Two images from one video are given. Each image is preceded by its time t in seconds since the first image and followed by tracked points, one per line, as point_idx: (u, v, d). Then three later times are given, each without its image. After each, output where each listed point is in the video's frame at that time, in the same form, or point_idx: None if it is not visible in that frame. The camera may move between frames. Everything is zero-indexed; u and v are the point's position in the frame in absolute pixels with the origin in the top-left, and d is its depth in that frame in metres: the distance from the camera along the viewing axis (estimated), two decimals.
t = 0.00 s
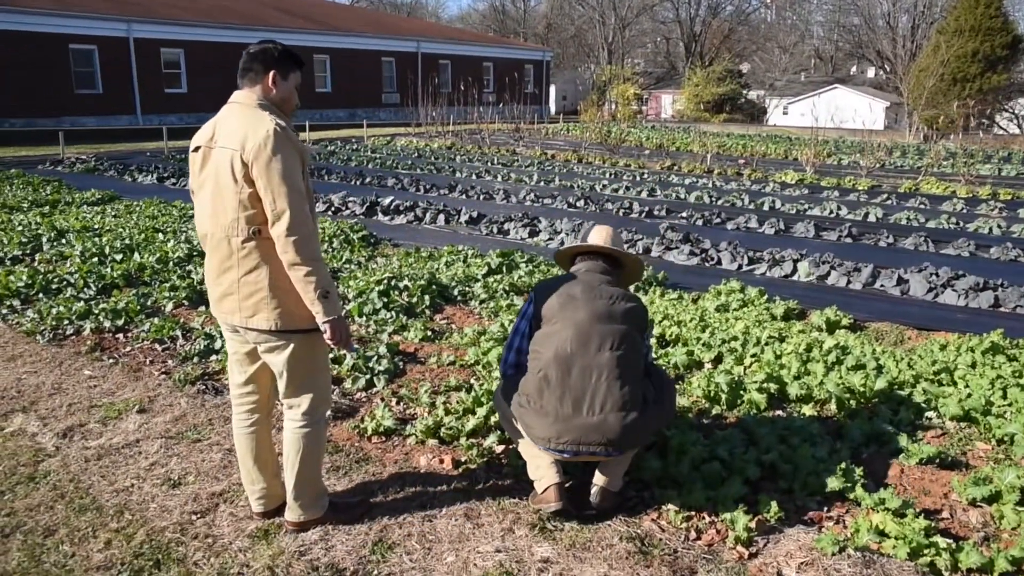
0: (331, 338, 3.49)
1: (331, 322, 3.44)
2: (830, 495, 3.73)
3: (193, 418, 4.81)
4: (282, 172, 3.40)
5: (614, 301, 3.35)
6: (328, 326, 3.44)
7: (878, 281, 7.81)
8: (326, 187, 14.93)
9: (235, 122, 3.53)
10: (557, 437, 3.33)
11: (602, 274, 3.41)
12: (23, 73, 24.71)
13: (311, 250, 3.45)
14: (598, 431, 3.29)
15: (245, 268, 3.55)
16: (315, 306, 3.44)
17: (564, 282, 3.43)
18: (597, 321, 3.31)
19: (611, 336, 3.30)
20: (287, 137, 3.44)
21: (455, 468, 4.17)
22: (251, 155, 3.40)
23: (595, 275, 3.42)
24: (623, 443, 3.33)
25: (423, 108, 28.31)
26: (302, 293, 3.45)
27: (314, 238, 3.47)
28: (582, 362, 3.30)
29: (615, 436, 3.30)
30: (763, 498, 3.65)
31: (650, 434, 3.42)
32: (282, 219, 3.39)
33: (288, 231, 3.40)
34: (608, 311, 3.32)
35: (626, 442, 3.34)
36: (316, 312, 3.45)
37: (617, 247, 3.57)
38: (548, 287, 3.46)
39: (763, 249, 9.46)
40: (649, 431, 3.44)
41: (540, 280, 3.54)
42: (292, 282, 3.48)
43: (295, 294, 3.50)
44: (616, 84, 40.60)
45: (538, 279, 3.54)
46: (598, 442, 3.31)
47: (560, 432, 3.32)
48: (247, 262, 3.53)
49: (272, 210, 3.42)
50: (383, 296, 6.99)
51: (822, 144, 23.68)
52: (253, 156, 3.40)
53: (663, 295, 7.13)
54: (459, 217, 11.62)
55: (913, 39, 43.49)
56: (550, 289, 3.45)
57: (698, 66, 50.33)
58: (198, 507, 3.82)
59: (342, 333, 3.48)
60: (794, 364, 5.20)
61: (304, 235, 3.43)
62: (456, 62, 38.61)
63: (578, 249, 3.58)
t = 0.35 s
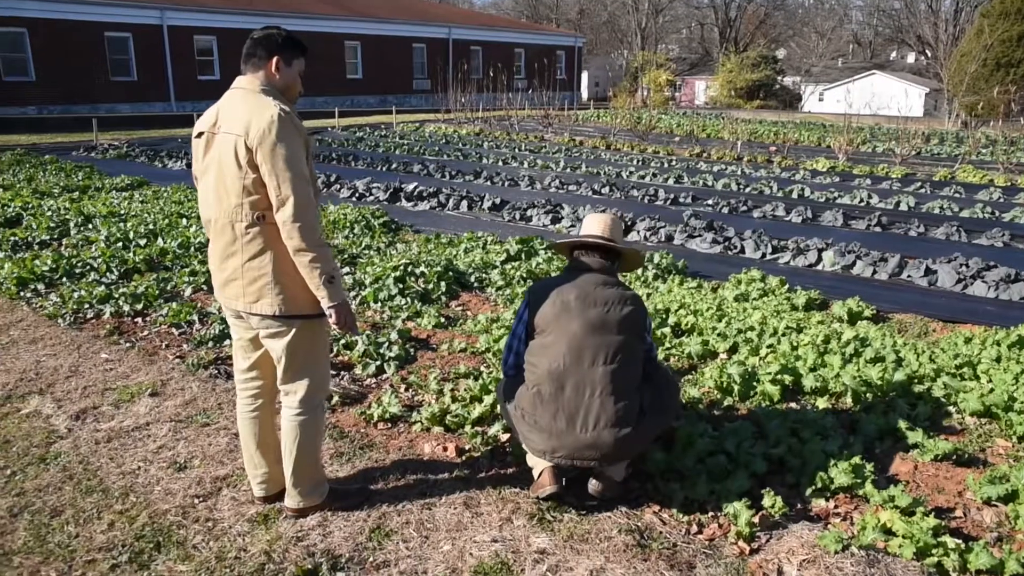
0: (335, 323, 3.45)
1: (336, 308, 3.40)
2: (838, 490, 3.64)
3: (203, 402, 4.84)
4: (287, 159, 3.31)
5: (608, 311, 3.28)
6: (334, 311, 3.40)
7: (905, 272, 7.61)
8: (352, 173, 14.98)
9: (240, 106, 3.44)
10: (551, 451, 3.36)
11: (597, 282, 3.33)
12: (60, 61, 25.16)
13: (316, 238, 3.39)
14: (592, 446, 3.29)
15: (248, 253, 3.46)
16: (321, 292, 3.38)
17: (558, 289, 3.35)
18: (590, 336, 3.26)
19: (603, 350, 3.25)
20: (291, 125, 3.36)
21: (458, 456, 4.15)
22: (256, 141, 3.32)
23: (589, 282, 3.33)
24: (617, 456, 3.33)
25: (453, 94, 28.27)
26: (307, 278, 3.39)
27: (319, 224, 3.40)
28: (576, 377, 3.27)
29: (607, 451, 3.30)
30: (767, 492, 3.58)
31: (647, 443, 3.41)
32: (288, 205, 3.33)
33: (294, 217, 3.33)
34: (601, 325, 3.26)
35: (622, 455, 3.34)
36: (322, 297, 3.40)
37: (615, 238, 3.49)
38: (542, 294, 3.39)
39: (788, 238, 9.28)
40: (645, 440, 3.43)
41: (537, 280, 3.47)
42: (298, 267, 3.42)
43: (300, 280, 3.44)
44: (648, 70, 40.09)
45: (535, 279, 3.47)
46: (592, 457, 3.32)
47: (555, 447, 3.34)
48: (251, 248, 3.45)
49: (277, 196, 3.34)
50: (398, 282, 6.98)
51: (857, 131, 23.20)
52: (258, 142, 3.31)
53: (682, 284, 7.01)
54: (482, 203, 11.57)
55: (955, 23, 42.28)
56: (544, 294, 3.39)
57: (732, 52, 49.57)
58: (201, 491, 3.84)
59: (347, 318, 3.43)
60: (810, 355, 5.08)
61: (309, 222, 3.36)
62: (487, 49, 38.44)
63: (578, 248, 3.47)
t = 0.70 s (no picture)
0: (341, 310, 3.34)
1: (343, 297, 3.29)
2: (845, 487, 3.56)
3: (212, 389, 4.87)
4: (292, 149, 3.19)
5: (604, 300, 3.23)
6: (339, 300, 3.30)
7: (929, 264, 7.44)
8: (375, 161, 15.01)
9: (245, 94, 3.31)
10: (547, 439, 3.34)
11: (593, 269, 3.28)
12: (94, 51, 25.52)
13: (322, 227, 3.26)
14: (587, 436, 3.27)
15: (252, 242, 3.34)
16: (326, 282, 3.27)
17: (554, 278, 3.31)
18: (585, 325, 3.22)
19: (598, 340, 3.21)
20: (296, 114, 3.23)
21: (461, 446, 4.12)
22: (262, 131, 3.18)
23: (586, 269, 3.28)
24: (613, 446, 3.30)
25: (479, 82, 28.18)
26: (312, 267, 3.28)
27: (325, 213, 3.27)
28: (571, 367, 3.24)
29: (604, 440, 3.28)
30: (770, 488, 3.50)
31: (645, 433, 3.37)
32: (293, 194, 3.20)
33: (299, 206, 3.20)
34: (597, 314, 3.22)
35: (617, 444, 3.31)
36: (327, 286, 3.29)
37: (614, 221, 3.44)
38: (540, 282, 3.35)
39: (811, 228, 9.12)
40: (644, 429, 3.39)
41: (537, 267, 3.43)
42: (303, 257, 3.30)
43: (305, 269, 3.33)
44: (677, 59, 39.65)
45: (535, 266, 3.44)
46: (587, 446, 3.30)
47: (551, 436, 3.33)
48: (255, 238, 3.33)
49: (281, 185, 3.21)
50: (412, 271, 6.97)
51: (889, 120, 22.77)
52: (263, 130, 3.18)
53: (698, 274, 6.91)
54: (503, 192, 11.53)
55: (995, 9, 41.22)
56: (542, 282, 3.36)
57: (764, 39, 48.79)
58: (203, 478, 3.86)
59: (353, 306, 3.33)
60: (824, 348, 4.98)
61: (314, 212, 3.23)
62: (516, 37, 38.24)
63: (578, 231, 3.41)
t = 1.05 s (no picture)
0: (345, 300, 3.19)
1: (346, 286, 3.13)
2: (851, 485, 3.46)
3: (222, 376, 4.90)
4: (295, 137, 3.02)
5: (600, 290, 3.17)
6: (342, 290, 3.13)
7: (958, 257, 7.23)
8: (401, 151, 15.02)
9: (249, 82, 3.13)
10: (545, 434, 3.27)
11: (588, 259, 3.22)
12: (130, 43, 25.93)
13: (326, 216, 3.09)
14: (585, 430, 3.20)
15: (254, 230, 3.21)
16: (328, 270, 3.11)
17: (551, 269, 3.27)
18: (582, 314, 3.16)
19: (594, 331, 3.15)
20: (301, 102, 3.05)
21: (463, 437, 4.08)
22: (266, 118, 3.01)
23: (581, 259, 3.23)
24: (612, 441, 3.22)
25: (509, 71, 28.06)
26: (315, 256, 3.13)
27: (330, 201, 3.10)
28: (568, 359, 3.17)
29: (602, 435, 3.20)
30: (772, 484, 3.42)
31: (645, 427, 3.29)
32: (296, 182, 3.03)
33: (303, 194, 3.03)
34: (592, 304, 3.16)
35: (616, 439, 3.23)
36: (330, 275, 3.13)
37: (611, 208, 3.43)
38: (536, 274, 3.31)
39: (837, 220, 8.92)
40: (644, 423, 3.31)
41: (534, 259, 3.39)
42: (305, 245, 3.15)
43: (306, 257, 3.21)
44: (711, 48, 39.11)
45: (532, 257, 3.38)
46: (585, 440, 3.22)
47: (548, 431, 3.25)
48: (257, 226, 3.19)
49: (285, 173, 3.05)
50: (427, 260, 6.94)
51: (926, 110, 22.23)
52: (266, 118, 3.01)
53: (717, 266, 6.79)
54: (526, 182, 11.45)
55: None
56: (539, 274, 3.30)
57: (801, 27, 47.88)
58: (206, 464, 3.89)
59: (357, 297, 3.17)
60: (840, 341, 4.84)
61: (318, 200, 3.07)
62: (547, 27, 38.00)
63: (576, 220, 3.39)
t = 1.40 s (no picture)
0: (338, 291, 3.16)
1: (339, 278, 3.10)
2: (853, 484, 3.38)
3: (229, 365, 4.93)
4: (290, 124, 2.99)
5: (594, 281, 3.13)
6: (335, 281, 3.10)
7: (984, 252, 7.05)
8: (423, 143, 15.02)
9: (247, 69, 3.11)
10: (541, 427, 3.23)
11: (583, 249, 3.19)
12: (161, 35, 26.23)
13: (321, 204, 3.07)
14: (580, 422, 3.16)
15: (250, 218, 3.19)
16: (321, 260, 3.09)
17: (547, 260, 3.24)
18: (575, 305, 3.13)
19: (588, 322, 3.12)
20: (297, 88, 3.02)
21: (464, 429, 4.06)
22: (262, 104, 2.99)
23: (576, 250, 3.19)
24: (609, 435, 3.17)
25: (536, 62, 27.92)
26: (309, 246, 3.11)
27: (325, 189, 3.07)
28: (562, 351, 3.14)
29: (598, 428, 3.16)
30: (772, 482, 3.36)
31: (642, 421, 3.23)
32: (291, 170, 3.01)
33: (297, 182, 3.01)
34: (586, 295, 3.13)
35: (613, 432, 3.19)
36: (323, 265, 3.11)
37: (605, 193, 3.42)
38: (532, 265, 3.28)
39: (861, 215, 8.74)
40: (642, 417, 3.25)
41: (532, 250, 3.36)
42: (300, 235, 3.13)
43: (302, 247, 3.20)
44: (741, 40, 38.61)
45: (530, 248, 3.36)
46: (580, 433, 3.18)
47: (544, 424, 3.22)
48: (254, 213, 3.18)
49: (280, 161, 3.02)
50: (441, 251, 6.91)
51: (960, 102, 21.74)
52: (263, 105, 2.99)
53: (734, 260, 6.68)
54: (546, 174, 11.38)
55: None
56: (535, 265, 3.28)
57: (835, 17, 46.98)
58: (207, 451, 3.92)
59: (350, 287, 3.14)
60: (853, 337, 4.74)
61: (314, 188, 3.04)
62: (575, 18, 37.73)
63: (575, 208, 3.36)
